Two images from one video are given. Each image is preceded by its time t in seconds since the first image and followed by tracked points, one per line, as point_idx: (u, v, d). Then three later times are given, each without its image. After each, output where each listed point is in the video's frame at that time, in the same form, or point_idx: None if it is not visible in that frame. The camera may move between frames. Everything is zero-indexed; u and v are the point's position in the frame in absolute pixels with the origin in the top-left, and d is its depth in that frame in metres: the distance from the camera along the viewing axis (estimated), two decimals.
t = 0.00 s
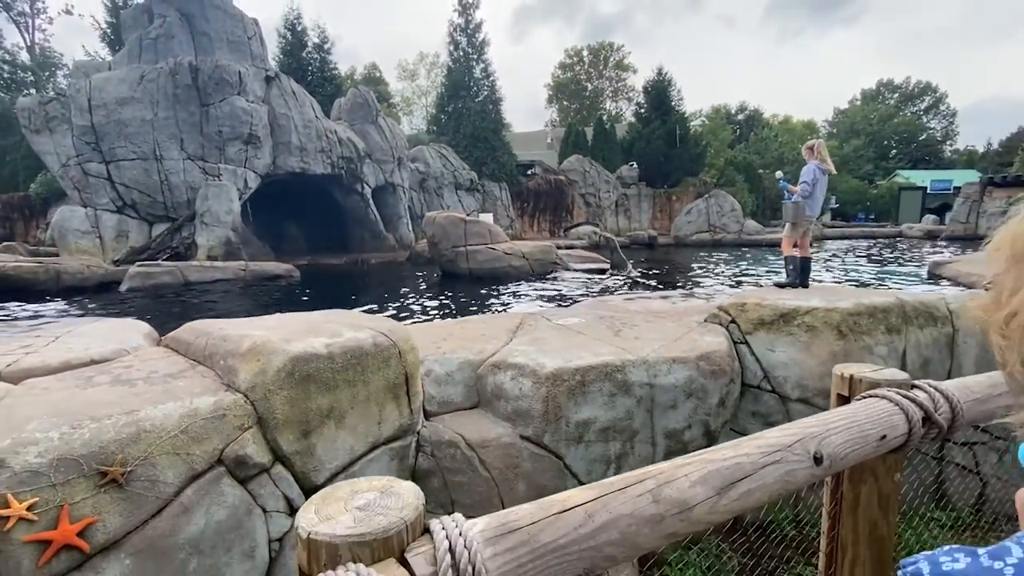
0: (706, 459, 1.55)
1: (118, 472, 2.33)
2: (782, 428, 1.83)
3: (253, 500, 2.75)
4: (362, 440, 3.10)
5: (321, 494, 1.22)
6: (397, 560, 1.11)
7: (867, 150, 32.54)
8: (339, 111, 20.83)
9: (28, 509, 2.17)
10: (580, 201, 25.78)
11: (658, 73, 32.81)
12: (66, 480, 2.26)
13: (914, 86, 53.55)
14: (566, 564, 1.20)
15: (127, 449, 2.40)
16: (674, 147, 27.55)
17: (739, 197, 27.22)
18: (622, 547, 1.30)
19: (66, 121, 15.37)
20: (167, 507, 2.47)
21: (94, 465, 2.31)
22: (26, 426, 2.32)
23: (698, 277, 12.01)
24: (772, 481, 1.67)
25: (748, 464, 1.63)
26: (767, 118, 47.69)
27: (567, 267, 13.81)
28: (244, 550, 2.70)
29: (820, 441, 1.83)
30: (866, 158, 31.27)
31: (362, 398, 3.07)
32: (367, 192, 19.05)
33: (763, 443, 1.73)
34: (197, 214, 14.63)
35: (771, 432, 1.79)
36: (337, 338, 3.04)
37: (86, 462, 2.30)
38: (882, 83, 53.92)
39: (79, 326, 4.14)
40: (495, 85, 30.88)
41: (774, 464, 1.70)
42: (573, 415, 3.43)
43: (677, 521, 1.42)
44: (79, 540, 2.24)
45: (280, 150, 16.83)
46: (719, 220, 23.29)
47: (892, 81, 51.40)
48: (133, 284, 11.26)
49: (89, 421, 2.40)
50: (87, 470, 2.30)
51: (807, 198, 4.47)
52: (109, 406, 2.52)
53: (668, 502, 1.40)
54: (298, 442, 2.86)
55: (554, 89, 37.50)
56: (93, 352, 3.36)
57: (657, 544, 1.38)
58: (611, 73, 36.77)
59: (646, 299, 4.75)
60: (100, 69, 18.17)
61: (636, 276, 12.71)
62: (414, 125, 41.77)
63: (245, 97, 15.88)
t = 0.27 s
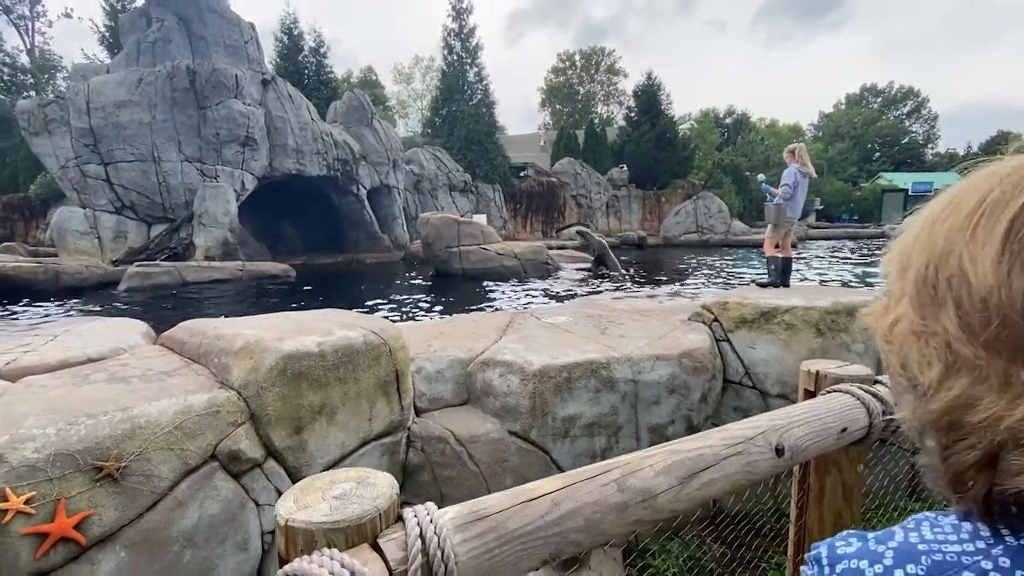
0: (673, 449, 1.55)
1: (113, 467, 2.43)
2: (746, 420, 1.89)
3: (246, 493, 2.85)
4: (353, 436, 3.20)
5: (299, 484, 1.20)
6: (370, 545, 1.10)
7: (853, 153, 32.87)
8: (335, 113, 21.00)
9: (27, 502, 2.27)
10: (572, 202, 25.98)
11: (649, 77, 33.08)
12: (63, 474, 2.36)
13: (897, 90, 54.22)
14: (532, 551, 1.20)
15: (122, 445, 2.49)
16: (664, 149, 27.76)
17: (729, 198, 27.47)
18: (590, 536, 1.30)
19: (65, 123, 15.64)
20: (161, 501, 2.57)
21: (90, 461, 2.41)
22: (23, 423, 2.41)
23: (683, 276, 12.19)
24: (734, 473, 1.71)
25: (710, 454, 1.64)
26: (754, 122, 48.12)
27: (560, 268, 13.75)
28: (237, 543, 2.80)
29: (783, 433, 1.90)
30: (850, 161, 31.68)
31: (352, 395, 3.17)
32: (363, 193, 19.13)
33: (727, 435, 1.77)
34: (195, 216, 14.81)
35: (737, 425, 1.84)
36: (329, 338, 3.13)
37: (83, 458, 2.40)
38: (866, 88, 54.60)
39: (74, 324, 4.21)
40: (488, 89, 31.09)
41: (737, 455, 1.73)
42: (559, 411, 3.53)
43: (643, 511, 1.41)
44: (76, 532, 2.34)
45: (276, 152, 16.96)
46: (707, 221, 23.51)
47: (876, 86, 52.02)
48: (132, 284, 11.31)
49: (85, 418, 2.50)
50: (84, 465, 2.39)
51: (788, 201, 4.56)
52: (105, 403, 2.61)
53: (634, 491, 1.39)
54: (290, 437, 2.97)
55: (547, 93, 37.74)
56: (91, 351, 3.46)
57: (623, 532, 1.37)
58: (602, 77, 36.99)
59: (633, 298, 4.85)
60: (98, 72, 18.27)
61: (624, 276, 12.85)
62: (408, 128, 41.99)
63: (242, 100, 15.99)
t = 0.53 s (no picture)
0: (624, 444, 1.60)
1: (93, 464, 2.44)
2: (702, 417, 1.89)
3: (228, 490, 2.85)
4: (335, 433, 3.20)
5: (251, 478, 1.29)
6: (315, 537, 1.19)
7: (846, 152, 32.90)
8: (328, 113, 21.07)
9: (7, 498, 2.28)
10: (565, 202, 26.05)
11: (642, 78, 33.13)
12: (43, 470, 2.36)
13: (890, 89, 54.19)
14: (479, 542, 1.29)
15: (102, 442, 2.50)
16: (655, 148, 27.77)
17: (720, 198, 27.50)
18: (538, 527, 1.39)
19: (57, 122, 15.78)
20: (141, 497, 2.58)
21: (70, 457, 2.42)
22: (5, 419, 2.41)
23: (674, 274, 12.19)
24: (687, 467, 1.73)
25: (664, 449, 1.68)
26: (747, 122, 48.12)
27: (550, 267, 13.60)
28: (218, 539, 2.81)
29: (737, 429, 1.88)
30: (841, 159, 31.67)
31: (334, 393, 3.17)
32: (356, 192, 19.15)
33: (681, 429, 1.79)
34: (187, 215, 14.88)
35: (693, 421, 1.85)
36: (311, 336, 3.14)
37: (63, 455, 2.41)
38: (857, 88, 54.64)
39: (66, 323, 4.22)
40: (481, 89, 31.15)
41: (689, 450, 1.75)
42: (542, 408, 3.54)
43: (591, 503, 1.48)
44: (56, 528, 2.35)
45: (269, 151, 17.01)
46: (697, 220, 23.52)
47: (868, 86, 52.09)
48: (123, 284, 11.49)
49: (65, 415, 2.50)
50: (64, 462, 2.40)
51: (771, 201, 4.61)
52: (87, 401, 2.62)
53: (583, 485, 1.46)
54: (272, 434, 2.98)
55: (541, 93, 37.78)
56: (77, 349, 3.44)
57: (570, 524, 1.44)
58: (596, 77, 36.98)
59: (620, 297, 4.86)
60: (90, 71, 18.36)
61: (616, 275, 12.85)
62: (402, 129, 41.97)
63: (234, 99, 16.07)
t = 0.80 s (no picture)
0: (568, 436, 1.71)
1: (69, 459, 2.45)
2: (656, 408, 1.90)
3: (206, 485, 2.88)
4: (315, 428, 3.22)
5: (191, 471, 1.48)
6: (249, 524, 1.38)
7: (839, 151, 32.86)
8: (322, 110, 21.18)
9: None
10: (560, 201, 26.14)
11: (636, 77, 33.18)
12: (18, 465, 2.37)
13: (881, 88, 54.46)
14: (413, 530, 1.44)
15: (79, 437, 2.51)
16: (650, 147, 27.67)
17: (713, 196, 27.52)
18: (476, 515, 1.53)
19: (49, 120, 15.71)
20: (118, 491, 2.60)
21: (46, 452, 2.43)
22: None
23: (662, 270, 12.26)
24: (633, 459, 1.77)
25: (609, 440, 1.75)
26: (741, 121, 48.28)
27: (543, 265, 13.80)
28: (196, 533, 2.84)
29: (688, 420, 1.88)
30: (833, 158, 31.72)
31: (314, 389, 3.19)
32: (350, 190, 19.34)
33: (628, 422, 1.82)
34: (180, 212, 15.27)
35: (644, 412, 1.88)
36: (291, 332, 3.15)
37: (38, 449, 2.41)
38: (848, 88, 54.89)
39: (57, 320, 4.27)
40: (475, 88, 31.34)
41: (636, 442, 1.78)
42: (523, 403, 3.55)
43: (532, 491, 1.60)
44: (31, 521, 2.36)
45: (262, 148, 17.23)
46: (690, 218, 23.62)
47: (860, 85, 52.36)
48: (114, 282, 11.61)
49: (42, 410, 2.50)
50: (39, 456, 2.41)
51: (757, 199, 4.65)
52: (64, 396, 2.62)
53: (524, 474, 1.59)
54: (250, 429, 2.99)
55: (537, 92, 37.78)
56: (61, 346, 3.47)
57: (509, 510, 1.57)
58: (591, 76, 37.13)
59: (606, 294, 4.86)
60: (81, 68, 18.50)
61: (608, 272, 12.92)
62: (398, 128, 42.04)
63: (227, 97, 16.34)
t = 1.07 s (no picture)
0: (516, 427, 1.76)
1: (45, 451, 2.44)
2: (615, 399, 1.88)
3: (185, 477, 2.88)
4: (298, 421, 3.22)
5: (137, 455, 1.56)
6: (192, 506, 1.46)
7: (835, 148, 32.89)
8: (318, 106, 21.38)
9: None
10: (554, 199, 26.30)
11: (632, 74, 33.31)
12: None
13: (877, 85, 54.66)
14: (357, 514, 1.51)
15: (56, 430, 2.49)
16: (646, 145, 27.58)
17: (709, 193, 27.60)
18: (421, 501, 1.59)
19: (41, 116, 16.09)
20: (95, 484, 2.60)
21: (22, 444, 2.41)
22: None
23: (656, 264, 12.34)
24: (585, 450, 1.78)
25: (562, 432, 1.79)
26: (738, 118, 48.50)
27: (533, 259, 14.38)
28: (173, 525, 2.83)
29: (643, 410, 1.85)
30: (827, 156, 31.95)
31: (296, 382, 3.18)
32: (345, 187, 19.49)
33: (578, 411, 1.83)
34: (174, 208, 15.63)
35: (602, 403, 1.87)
36: (274, 326, 3.13)
37: (14, 441, 2.39)
38: (844, 85, 55.16)
39: (44, 315, 4.28)
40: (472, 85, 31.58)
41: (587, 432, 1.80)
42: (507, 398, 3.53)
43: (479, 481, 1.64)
44: (5, 514, 2.35)
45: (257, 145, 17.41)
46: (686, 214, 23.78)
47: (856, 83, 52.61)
48: (108, 276, 12.07)
49: (19, 402, 2.48)
50: (15, 449, 2.39)
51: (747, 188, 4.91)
52: (43, 389, 2.60)
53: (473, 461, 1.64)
54: (232, 422, 2.98)
55: (535, 89, 37.88)
56: (46, 339, 3.47)
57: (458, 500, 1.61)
58: (590, 73, 37.31)
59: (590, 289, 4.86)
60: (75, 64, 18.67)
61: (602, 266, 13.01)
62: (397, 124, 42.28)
63: (222, 93, 16.59)
